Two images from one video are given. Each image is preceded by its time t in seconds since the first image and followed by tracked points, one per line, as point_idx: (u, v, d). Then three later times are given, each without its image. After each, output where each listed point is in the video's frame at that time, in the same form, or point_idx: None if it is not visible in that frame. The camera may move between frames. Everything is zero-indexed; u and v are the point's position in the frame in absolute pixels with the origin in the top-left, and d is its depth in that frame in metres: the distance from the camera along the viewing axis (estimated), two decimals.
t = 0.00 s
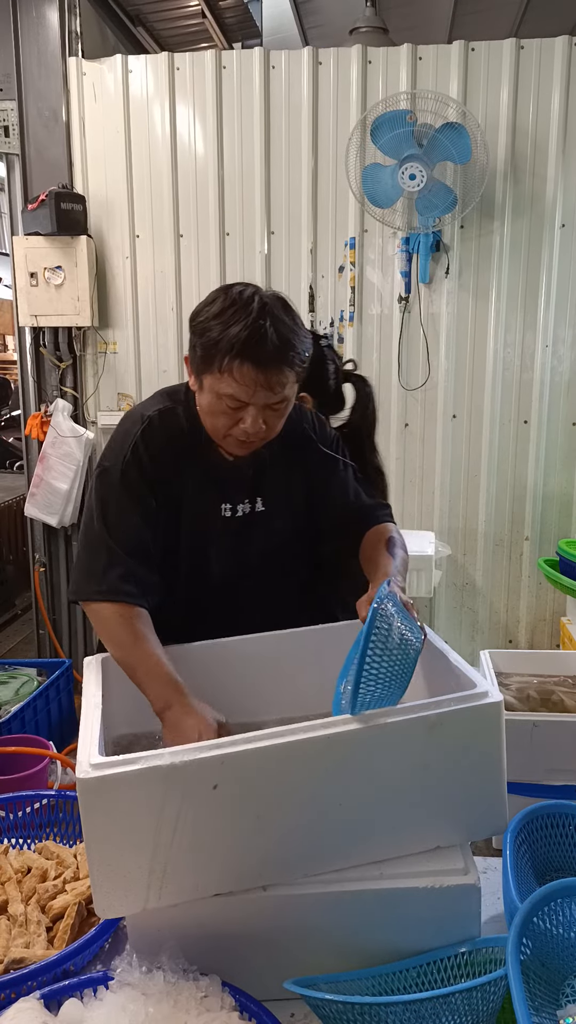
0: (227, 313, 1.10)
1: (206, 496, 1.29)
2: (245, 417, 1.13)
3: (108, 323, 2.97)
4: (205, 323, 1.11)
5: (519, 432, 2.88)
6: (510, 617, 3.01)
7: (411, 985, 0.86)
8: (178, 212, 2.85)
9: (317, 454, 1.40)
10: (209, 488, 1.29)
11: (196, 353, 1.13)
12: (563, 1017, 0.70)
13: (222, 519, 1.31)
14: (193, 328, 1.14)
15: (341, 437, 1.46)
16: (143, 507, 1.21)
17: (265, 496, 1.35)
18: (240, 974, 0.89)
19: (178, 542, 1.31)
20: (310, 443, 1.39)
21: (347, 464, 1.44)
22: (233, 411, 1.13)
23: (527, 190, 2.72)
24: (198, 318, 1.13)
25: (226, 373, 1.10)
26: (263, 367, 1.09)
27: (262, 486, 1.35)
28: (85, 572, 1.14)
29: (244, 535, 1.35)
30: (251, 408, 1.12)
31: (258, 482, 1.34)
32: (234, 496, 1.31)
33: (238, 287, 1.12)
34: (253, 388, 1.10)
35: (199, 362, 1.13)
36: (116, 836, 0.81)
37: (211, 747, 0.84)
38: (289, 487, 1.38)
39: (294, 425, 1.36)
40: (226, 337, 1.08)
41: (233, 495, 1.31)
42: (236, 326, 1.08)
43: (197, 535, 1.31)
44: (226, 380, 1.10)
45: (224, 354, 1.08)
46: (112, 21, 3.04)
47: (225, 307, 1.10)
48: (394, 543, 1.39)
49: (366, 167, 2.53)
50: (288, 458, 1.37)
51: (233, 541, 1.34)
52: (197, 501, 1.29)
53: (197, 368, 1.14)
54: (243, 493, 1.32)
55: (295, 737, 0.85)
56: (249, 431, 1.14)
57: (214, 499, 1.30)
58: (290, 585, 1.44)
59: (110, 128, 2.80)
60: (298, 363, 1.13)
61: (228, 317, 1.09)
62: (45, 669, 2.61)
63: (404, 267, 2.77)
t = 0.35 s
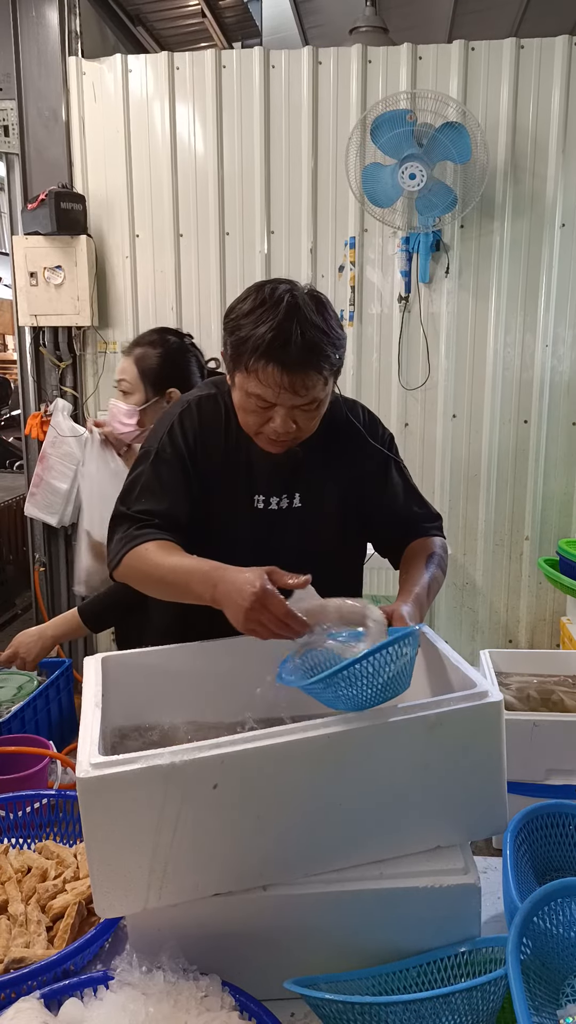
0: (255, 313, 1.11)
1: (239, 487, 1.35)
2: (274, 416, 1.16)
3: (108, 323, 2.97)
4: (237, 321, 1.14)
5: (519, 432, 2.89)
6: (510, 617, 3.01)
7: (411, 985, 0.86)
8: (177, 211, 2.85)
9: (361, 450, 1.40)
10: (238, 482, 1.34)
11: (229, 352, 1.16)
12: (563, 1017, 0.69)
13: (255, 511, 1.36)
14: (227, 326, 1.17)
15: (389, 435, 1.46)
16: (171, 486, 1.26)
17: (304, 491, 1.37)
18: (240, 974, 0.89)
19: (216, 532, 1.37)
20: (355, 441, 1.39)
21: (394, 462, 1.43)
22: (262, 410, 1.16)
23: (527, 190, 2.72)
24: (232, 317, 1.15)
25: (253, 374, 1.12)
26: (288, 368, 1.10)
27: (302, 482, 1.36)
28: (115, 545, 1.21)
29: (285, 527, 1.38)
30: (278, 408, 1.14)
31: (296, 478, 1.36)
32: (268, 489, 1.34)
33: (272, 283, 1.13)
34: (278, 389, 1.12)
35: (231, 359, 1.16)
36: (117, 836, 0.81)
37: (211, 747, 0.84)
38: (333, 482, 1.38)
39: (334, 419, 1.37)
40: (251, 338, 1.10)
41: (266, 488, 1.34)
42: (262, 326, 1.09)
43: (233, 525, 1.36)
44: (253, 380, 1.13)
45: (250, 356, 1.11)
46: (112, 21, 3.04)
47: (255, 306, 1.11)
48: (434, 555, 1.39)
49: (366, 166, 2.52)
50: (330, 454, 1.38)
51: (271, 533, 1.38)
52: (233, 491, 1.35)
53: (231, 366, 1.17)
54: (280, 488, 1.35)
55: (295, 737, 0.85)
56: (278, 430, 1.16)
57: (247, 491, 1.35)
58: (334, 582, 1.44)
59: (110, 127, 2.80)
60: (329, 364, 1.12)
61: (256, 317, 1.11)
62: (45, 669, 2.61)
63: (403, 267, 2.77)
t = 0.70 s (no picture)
0: (257, 308, 1.12)
1: (258, 491, 1.32)
2: (281, 412, 1.15)
3: (107, 323, 2.97)
4: (239, 318, 1.14)
5: (519, 431, 2.89)
6: (509, 617, 3.01)
7: (411, 985, 0.86)
8: (177, 212, 2.85)
9: (365, 446, 1.44)
10: (256, 486, 1.32)
11: (233, 351, 1.16)
12: (563, 1017, 0.69)
13: (274, 515, 1.34)
14: (230, 327, 1.17)
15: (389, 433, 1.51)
16: (197, 499, 1.23)
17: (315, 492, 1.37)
18: (240, 974, 0.89)
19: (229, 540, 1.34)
20: (359, 440, 1.43)
21: (394, 460, 1.48)
22: (268, 407, 1.15)
23: (526, 190, 2.72)
24: (234, 317, 1.16)
25: (258, 369, 1.12)
26: (293, 360, 1.10)
27: (313, 482, 1.37)
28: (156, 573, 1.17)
29: (300, 528, 1.38)
30: (285, 403, 1.13)
31: (309, 480, 1.36)
32: (286, 492, 1.34)
33: (272, 281, 1.15)
34: (284, 383, 1.11)
35: (235, 358, 1.16)
36: (116, 836, 0.81)
37: (211, 747, 0.84)
38: (339, 479, 1.41)
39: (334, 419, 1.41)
40: (255, 332, 1.10)
41: (283, 491, 1.33)
42: (265, 320, 1.10)
43: (249, 529, 1.34)
44: (257, 375, 1.12)
45: (254, 350, 1.11)
46: (111, 21, 3.04)
47: (257, 302, 1.12)
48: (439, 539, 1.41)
49: (366, 167, 2.52)
50: (336, 451, 1.41)
51: (287, 535, 1.37)
52: (252, 495, 1.32)
53: (235, 366, 1.17)
54: (295, 490, 1.35)
55: (295, 737, 0.85)
56: (286, 427, 1.15)
57: (266, 495, 1.33)
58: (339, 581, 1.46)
59: (109, 128, 2.80)
60: (332, 355, 1.13)
61: (258, 312, 1.12)
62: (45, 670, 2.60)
63: (403, 267, 2.77)
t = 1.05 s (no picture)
0: (269, 301, 1.12)
1: (260, 490, 1.32)
2: (292, 406, 1.15)
3: (107, 323, 2.97)
4: (250, 312, 1.14)
5: (519, 431, 2.89)
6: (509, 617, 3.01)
7: (411, 985, 0.86)
8: (176, 212, 2.85)
9: (367, 445, 1.45)
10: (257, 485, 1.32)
11: (243, 344, 1.16)
12: (563, 1017, 0.69)
13: (276, 513, 1.34)
14: (240, 321, 1.17)
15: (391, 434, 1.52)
16: (178, 496, 1.23)
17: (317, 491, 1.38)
18: (240, 974, 0.89)
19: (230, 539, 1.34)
20: (363, 440, 1.44)
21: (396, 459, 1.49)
22: (279, 400, 1.15)
23: (527, 190, 2.72)
24: (244, 310, 1.16)
25: (269, 361, 1.12)
26: (305, 352, 1.10)
27: (316, 481, 1.37)
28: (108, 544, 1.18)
29: (301, 527, 1.38)
30: (296, 397, 1.13)
31: (312, 479, 1.37)
32: (288, 491, 1.34)
33: (283, 276, 1.15)
34: (296, 375, 1.11)
35: (245, 352, 1.16)
36: (116, 836, 0.81)
37: (211, 747, 0.84)
38: (340, 476, 1.41)
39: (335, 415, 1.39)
40: (267, 325, 1.10)
41: (285, 490, 1.34)
42: (277, 313, 1.10)
43: (250, 529, 1.33)
44: (269, 367, 1.12)
45: (266, 342, 1.11)
46: (111, 21, 3.04)
47: (268, 295, 1.13)
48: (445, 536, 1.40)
49: (366, 167, 2.52)
50: (339, 448, 1.41)
51: (289, 534, 1.37)
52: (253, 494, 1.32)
53: (245, 360, 1.17)
54: (296, 489, 1.35)
55: (295, 737, 0.85)
56: (296, 420, 1.15)
57: (267, 494, 1.33)
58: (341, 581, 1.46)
59: (109, 127, 2.80)
60: (343, 349, 1.13)
61: (270, 305, 1.12)
62: (45, 669, 2.60)
63: (403, 267, 2.77)
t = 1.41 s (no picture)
0: (245, 289, 1.17)
1: (250, 484, 1.40)
2: (266, 391, 1.18)
3: (106, 323, 2.97)
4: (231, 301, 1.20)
5: (518, 432, 2.89)
6: (508, 617, 3.01)
7: (410, 985, 0.86)
8: (175, 212, 2.85)
9: (366, 451, 1.43)
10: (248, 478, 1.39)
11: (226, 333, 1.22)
12: (562, 1017, 0.69)
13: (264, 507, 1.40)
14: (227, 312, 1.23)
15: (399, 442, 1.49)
16: (181, 457, 1.34)
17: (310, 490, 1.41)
18: (239, 975, 0.89)
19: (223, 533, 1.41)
20: (362, 446, 1.43)
21: (400, 466, 1.45)
22: (254, 385, 1.19)
23: (525, 190, 2.72)
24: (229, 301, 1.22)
25: (242, 346, 1.17)
26: (273, 336, 1.13)
27: (308, 481, 1.41)
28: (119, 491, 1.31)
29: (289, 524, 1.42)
30: (269, 381, 1.17)
31: (303, 478, 1.40)
32: (277, 486, 1.39)
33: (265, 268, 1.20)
34: (265, 359, 1.15)
35: (228, 341, 1.21)
36: (115, 836, 0.81)
37: (210, 747, 0.84)
38: (334, 476, 1.42)
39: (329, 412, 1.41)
40: (239, 311, 1.16)
41: (272, 483, 1.39)
42: (249, 299, 1.15)
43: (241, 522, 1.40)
44: (243, 353, 1.17)
45: (238, 328, 1.16)
46: (110, 21, 3.04)
47: (245, 285, 1.18)
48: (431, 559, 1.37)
49: (365, 167, 2.52)
50: (334, 452, 1.41)
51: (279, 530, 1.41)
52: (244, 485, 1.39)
53: (229, 348, 1.23)
54: (286, 484, 1.39)
55: (295, 737, 0.85)
56: (270, 405, 1.19)
57: (255, 484, 1.40)
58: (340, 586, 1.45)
59: (108, 127, 2.80)
60: (315, 333, 1.15)
61: (245, 293, 1.17)
62: (44, 670, 2.60)
63: (402, 267, 2.77)
